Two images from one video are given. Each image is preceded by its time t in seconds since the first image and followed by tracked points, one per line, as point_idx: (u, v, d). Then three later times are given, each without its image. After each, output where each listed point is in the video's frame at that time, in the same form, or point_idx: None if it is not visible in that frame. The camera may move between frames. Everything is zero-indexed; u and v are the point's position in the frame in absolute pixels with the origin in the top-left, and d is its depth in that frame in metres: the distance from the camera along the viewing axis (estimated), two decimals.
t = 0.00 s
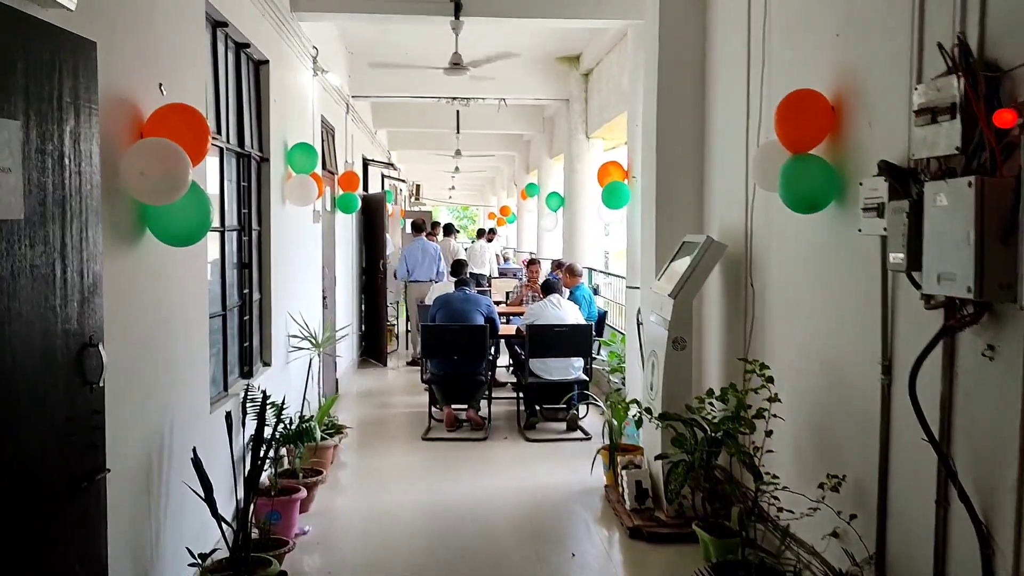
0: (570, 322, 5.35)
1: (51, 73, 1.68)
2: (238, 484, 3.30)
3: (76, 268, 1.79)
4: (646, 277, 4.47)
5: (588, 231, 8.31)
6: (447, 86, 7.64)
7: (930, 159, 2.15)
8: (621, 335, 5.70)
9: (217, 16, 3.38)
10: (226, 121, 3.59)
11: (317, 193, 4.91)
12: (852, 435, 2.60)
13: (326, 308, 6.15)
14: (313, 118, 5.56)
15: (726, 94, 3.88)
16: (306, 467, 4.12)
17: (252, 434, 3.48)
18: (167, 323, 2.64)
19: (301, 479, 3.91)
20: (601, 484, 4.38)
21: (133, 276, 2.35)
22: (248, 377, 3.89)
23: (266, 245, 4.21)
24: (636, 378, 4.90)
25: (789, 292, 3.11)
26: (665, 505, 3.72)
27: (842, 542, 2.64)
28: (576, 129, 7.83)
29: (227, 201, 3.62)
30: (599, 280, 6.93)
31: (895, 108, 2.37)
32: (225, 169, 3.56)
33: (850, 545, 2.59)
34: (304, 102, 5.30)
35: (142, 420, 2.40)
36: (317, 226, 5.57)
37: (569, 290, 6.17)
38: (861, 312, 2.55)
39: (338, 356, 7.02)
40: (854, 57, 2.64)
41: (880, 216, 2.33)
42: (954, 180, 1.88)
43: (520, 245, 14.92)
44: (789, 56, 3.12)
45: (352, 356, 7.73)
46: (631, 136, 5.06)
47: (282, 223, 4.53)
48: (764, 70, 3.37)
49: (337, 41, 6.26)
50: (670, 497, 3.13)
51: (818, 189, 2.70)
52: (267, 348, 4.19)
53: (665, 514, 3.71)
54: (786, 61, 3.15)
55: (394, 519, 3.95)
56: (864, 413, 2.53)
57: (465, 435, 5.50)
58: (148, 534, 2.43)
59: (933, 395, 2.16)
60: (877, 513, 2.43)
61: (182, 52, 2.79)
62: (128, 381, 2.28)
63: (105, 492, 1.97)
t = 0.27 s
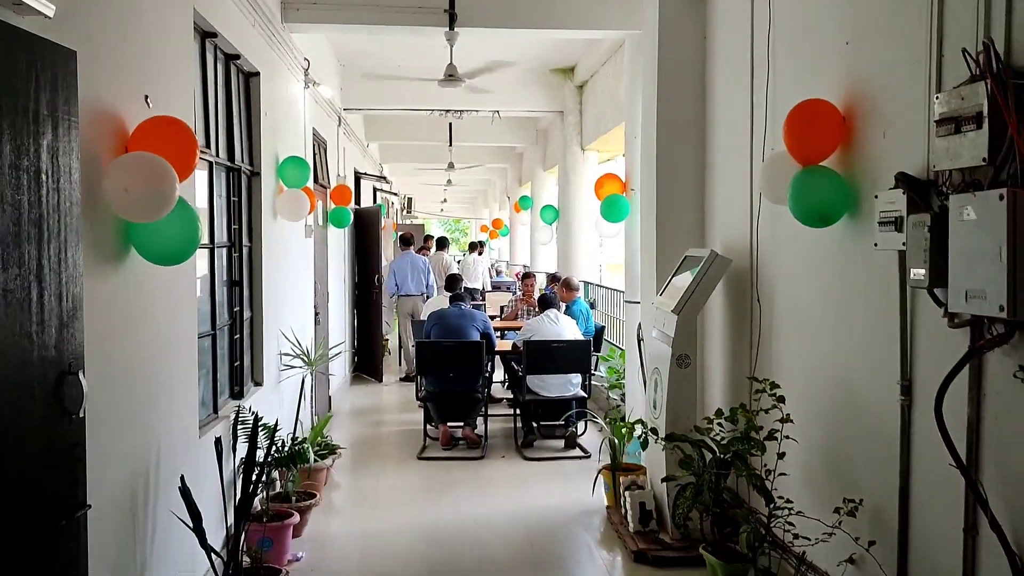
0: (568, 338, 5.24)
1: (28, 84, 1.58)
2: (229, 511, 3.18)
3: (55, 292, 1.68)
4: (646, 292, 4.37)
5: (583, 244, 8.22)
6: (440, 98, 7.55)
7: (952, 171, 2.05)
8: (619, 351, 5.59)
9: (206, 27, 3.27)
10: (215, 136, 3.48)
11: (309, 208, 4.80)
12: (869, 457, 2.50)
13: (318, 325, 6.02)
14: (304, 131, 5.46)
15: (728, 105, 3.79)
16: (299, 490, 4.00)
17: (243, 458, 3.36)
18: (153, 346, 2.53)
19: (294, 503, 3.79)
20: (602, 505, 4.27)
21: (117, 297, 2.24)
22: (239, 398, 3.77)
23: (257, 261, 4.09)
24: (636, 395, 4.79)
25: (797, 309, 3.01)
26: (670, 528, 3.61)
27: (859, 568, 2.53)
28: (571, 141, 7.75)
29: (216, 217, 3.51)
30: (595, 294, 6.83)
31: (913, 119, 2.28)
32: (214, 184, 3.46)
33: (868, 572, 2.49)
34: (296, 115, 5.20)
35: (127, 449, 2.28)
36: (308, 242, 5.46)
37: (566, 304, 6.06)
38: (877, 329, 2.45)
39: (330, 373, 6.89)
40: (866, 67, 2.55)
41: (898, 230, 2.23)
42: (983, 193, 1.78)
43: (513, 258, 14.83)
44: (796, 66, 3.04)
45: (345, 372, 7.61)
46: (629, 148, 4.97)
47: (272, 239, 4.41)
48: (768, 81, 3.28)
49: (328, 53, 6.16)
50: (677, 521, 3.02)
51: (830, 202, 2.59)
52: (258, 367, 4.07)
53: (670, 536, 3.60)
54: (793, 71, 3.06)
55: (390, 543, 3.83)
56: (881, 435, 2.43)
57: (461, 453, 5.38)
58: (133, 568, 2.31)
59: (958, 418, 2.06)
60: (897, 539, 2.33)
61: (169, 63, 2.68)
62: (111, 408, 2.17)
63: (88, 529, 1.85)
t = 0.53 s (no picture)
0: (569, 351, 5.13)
1: (8, 84, 1.46)
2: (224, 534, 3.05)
3: (37, 310, 1.56)
4: (651, 303, 4.26)
5: (582, 254, 8.11)
6: (435, 107, 7.45)
7: (987, 175, 1.95)
8: (621, 363, 5.48)
9: (198, 32, 3.16)
10: (208, 144, 3.36)
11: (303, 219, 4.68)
12: (896, 477, 2.39)
13: (313, 339, 5.90)
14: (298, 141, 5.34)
15: (736, 111, 3.69)
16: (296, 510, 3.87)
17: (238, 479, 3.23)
18: (144, 364, 2.41)
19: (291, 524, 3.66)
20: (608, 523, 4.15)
21: (104, 313, 2.11)
22: (233, 416, 3.64)
23: (251, 274, 3.97)
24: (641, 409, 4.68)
25: (813, 320, 2.90)
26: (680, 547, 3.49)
27: None
28: (568, 150, 7.65)
29: (209, 229, 3.39)
30: (594, 305, 6.72)
31: (941, 121, 2.18)
32: (207, 194, 3.34)
33: None
34: (289, 124, 5.08)
35: (117, 473, 2.16)
36: (303, 254, 5.34)
37: (566, 316, 5.95)
38: (904, 342, 2.34)
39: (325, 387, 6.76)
40: (887, 68, 2.46)
41: (928, 238, 2.13)
42: None
43: (507, 269, 14.72)
44: (810, 69, 2.94)
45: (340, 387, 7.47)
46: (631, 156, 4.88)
47: (267, 251, 4.29)
48: (780, 85, 3.18)
49: (322, 62, 6.05)
50: (692, 541, 2.90)
51: (850, 208, 2.48)
52: (253, 383, 3.94)
53: (681, 556, 3.48)
54: (807, 75, 2.97)
55: (391, 564, 3.70)
56: (909, 453, 2.32)
57: (460, 470, 5.25)
58: None
59: (997, 435, 1.95)
60: (929, 562, 2.22)
61: (160, 68, 2.57)
62: (99, 432, 2.04)
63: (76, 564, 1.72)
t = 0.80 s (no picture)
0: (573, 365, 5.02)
1: None
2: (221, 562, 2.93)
3: (22, 335, 1.45)
4: (659, 317, 4.16)
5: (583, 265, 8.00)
6: (433, 117, 7.35)
7: None
8: (627, 377, 5.37)
9: (193, 41, 3.06)
10: (204, 157, 3.26)
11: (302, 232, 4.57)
12: (927, 500, 2.28)
13: (311, 353, 5.78)
14: (295, 153, 5.24)
15: (747, 120, 3.60)
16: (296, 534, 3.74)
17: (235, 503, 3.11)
18: (138, 387, 2.29)
19: (290, 548, 3.54)
20: (617, 543, 4.03)
21: (93, 336, 2.00)
22: (230, 437, 3.52)
23: (248, 290, 3.85)
24: (648, 425, 4.57)
25: (834, 335, 2.80)
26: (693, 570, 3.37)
27: None
28: (568, 160, 7.55)
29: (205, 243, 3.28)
30: (597, 317, 6.61)
31: (975, 128, 2.08)
32: (203, 208, 3.23)
33: None
34: (287, 136, 4.98)
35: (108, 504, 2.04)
36: (301, 268, 5.23)
37: (569, 328, 5.84)
38: (935, 358, 2.24)
39: (323, 402, 6.64)
40: (913, 74, 2.36)
41: (962, 250, 2.03)
42: None
43: (505, 281, 14.61)
44: (828, 75, 2.84)
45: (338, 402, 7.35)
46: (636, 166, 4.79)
47: (264, 266, 4.18)
48: (795, 92, 3.09)
49: (319, 71, 5.95)
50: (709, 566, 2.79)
51: (875, 219, 2.37)
52: (251, 402, 3.83)
53: None
54: (824, 82, 2.87)
55: None
56: (942, 476, 2.22)
57: (462, 487, 5.13)
58: None
59: None
60: None
61: (154, 77, 2.46)
62: (88, 462, 1.93)
63: None
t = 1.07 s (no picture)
0: (578, 376, 4.91)
1: None
2: None
3: None
4: (667, 327, 4.05)
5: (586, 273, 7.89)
6: (433, 124, 7.26)
7: None
8: (632, 388, 5.26)
9: (188, 43, 2.95)
10: (199, 163, 3.15)
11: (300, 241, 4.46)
12: (957, 521, 2.17)
13: (309, 364, 5.67)
14: (293, 160, 5.13)
15: (758, 124, 3.49)
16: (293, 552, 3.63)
17: (229, 522, 3.00)
18: (125, 404, 2.18)
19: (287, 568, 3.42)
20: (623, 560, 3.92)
21: (77, 351, 1.89)
22: (226, 452, 3.40)
23: (244, 300, 3.75)
24: (655, 438, 4.45)
25: (853, 347, 2.68)
26: None
27: None
28: (570, 167, 7.45)
29: (200, 252, 3.17)
30: (600, 327, 6.50)
31: (1007, 130, 1.97)
32: (197, 216, 3.12)
33: None
34: (285, 142, 4.87)
35: (91, 530, 1.93)
36: (299, 277, 5.12)
37: (572, 338, 5.73)
38: (964, 372, 2.13)
39: (322, 414, 6.52)
40: (939, 74, 2.25)
41: (996, 258, 1.92)
42: None
43: (506, 289, 14.51)
44: (845, 77, 2.74)
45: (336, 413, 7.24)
46: (641, 173, 4.68)
47: (262, 275, 4.07)
48: (810, 95, 2.99)
49: (318, 77, 5.86)
50: None
51: (898, 224, 2.26)
52: (246, 415, 3.71)
53: None
54: (842, 84, 2.77)
55: None
56: (973, 496, 2.10)
57: (464, 501, 5.02)
58: None
59: None
60: None
61: (145, 79, 2.36)
62: (68, 485, 1.82)
63: None
